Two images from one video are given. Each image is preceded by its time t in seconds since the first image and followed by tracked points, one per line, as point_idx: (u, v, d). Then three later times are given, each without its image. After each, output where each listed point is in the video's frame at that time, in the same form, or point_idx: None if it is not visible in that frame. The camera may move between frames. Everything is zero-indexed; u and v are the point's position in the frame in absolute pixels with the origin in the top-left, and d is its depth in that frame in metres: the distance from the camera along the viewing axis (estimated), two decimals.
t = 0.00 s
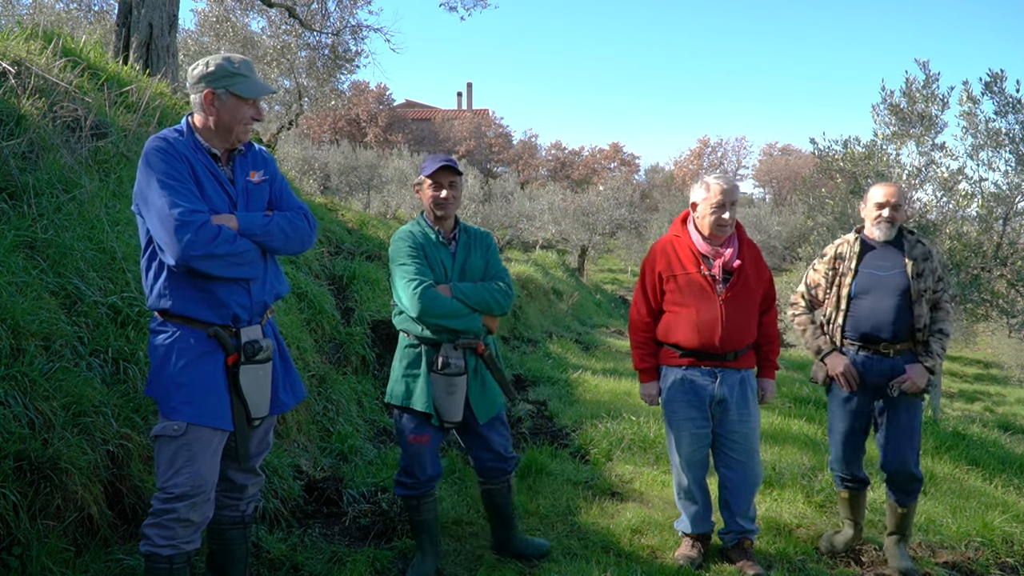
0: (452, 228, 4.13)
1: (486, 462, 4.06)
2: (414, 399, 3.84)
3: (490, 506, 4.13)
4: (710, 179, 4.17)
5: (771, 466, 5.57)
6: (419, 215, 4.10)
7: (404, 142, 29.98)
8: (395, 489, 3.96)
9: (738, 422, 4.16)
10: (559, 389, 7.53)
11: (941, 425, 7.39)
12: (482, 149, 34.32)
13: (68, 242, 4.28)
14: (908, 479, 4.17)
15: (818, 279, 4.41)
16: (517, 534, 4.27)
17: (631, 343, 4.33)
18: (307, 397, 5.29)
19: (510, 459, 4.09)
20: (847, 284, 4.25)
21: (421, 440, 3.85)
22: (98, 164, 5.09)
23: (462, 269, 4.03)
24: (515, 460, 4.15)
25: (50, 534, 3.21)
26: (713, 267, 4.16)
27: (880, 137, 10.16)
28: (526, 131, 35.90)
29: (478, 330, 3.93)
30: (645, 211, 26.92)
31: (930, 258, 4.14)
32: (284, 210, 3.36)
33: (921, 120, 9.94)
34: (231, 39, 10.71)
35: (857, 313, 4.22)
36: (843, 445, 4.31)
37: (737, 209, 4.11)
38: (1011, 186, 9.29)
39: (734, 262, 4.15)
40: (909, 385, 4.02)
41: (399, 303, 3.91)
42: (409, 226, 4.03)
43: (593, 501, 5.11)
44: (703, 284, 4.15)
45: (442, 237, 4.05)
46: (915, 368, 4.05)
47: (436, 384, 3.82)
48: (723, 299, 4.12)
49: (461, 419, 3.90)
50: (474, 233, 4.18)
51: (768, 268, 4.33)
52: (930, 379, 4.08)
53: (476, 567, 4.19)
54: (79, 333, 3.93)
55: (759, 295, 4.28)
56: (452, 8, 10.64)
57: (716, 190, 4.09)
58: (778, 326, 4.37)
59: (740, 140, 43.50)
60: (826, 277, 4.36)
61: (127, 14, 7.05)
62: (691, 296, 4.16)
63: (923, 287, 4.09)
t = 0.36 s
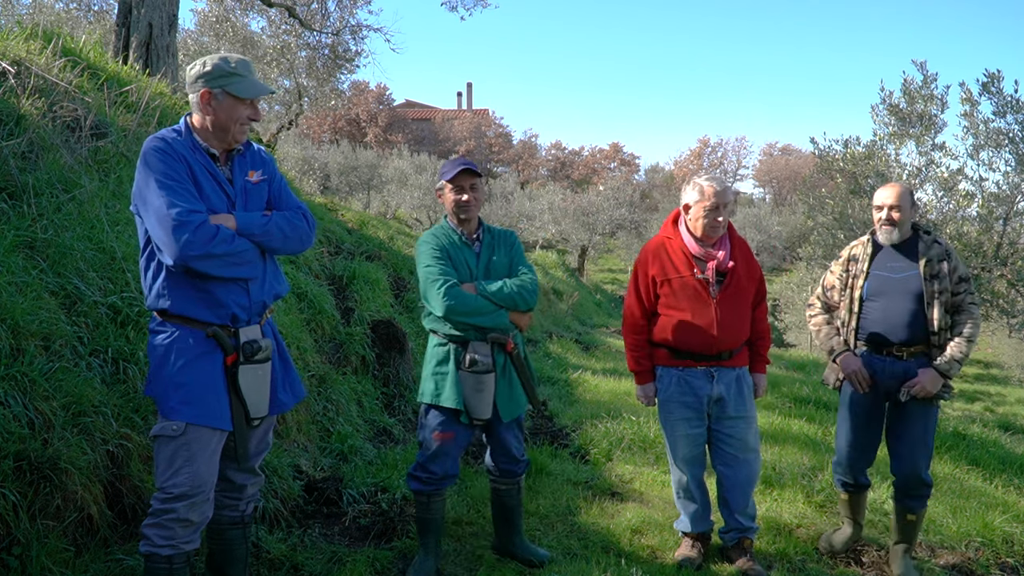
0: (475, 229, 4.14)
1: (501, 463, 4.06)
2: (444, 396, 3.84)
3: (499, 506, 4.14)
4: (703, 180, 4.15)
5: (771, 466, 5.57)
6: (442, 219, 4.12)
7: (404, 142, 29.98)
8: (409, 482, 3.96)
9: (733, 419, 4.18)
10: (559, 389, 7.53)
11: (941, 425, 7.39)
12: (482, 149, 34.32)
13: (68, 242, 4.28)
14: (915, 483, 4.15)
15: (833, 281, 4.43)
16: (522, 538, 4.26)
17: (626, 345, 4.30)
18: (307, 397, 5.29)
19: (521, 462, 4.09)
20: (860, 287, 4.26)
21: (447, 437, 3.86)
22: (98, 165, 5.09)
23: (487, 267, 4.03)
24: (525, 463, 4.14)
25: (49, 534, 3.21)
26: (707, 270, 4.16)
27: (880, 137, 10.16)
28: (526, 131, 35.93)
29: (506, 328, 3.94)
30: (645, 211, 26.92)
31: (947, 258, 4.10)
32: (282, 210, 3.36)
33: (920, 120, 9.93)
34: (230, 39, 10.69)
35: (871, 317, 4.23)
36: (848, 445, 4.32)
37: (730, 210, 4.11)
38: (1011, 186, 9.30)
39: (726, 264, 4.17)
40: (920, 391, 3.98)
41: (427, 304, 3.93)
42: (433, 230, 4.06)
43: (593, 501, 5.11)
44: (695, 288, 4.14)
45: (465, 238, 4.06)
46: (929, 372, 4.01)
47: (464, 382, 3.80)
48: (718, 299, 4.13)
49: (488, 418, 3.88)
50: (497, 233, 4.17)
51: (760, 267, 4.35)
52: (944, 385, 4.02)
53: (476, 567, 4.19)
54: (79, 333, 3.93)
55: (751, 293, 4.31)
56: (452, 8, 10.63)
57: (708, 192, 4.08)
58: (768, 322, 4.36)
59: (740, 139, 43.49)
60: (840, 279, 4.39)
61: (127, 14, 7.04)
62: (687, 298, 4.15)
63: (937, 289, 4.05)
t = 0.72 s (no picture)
0: (497, 229, 4.13)
1: (511, 461, 4.04)
2: (460, 393, 3.83)
3: (500, 505, 4.15)
4: (707, 181, 4.14)
5: (771, 466, 5.57)
6: (467, 217, 4.13)
7: (404, 142, 29.99)
8: (418, 477, 3.98)
9: (733, 417, 4.21)
10: (559, 389, 7.53)
11: (940, 425, 7.39)
12: (482, 150, 34.33)
13: (68, 242, 4.28)
14: (916, 482, 4.16)
15: (844, 278, 4.43)
16: (523, 538, 4.26)
17: (626, 345, 4.24)
18: (307, 397, 5.29)
19: (530, 462, 4.08)
20: (870, 286, 4.27)
21: (460, 435, 3.86)
22: (98, 165, 5.09)
23: (508, 268, 4.02)
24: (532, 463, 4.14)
25: (49, 534, 3.21)
26: (708, 270, 4.15)
27: (880, 137, 10.17)
28: (526, 131, 35.94)
29: (524, 330, 3.93)
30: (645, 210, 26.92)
31: (960, 264, 4.07)
32: (282, 210, 3.36)
33: (920, 120, 9.94)
34: (230, 39, 10.68)
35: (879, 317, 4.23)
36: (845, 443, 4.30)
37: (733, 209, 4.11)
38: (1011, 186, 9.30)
39: (726, 265, 4.19)
40: (924, 394, 3.98)
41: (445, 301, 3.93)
42: (456, 229, 4.06)
43: (593, 501, 5.11)
44: (698, 287, 4.13)
45: (488, 238, 4.05)
46: (934, 375, 4.00)
47: (481, 380, 3.81)
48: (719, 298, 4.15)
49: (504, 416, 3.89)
50: (520, 233, 4.16)
51: (756, 267, 4.39)
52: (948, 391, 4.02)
53: (476, 567, 4.20)
54: (79, 333, 3.93)
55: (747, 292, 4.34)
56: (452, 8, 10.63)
57: (710, 193, 4.08)
58: (761, 317, 4.45)
59: (740, 140, 43.51)
60: (851, 277, 4.40)
61: (127, 14, 7.05)
62: (689, 297, 4.13)
63: (947, 296, 4.04)
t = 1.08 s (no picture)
0: (486, 229, 4.14)
1: (504, 463, 4.06)
2: (446, 396, 3.84)
3: (498, 507, 4.14)
4: (712, 180, 4.14)
5: (771, 466, 5.57)
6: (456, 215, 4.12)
7: (404, 142, 30.00)
8: (410, 482, 3.96)
9: (735, 417, 4.23)
10: (559, 389, 7.53)
11: (940, 426, 7.39)
12: (482, 150, 34.34)
13: (68, 242, 4.28)
14: (915, 480, 4.17)
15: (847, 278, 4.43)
16: (522, 538, 4.26)
17: (629, 342, 4.24)
18: (307, 397, 5.29)
19: (523, 462, 4.10)
20: (872, 286, 4.26)
21: (448, 439, 3.87)
22: (98, 165, 5.09)
23: (496, 269, 4.04)
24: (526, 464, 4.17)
25: (49, 534, 3.21)
26: (714, 268, 4.15)
27: (880, 137, 10.17)
28: (526, 131, 35.94)
29: (511, 331, 3.95)
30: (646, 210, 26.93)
31: (963, 267, 4.09)
32: (283, 210, 3.36)
33: (920, 120, 9.94)
34: (230, 39, 10.66)
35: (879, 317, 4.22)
36: (849, 446, 4.25)
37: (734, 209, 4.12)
38: (1011, 186, 9.30)
39: (731, 264, 4.18)
40: (924, 394, 3.99)
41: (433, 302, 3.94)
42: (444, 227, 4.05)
43: (593, 501, 5.11)
44: (703, 286, 4.13)
45: (476, 237, 4.06)
46: (934, 377, 4.02)
47: (467, 383, 3.82)
48: (723, 297, 4.15)
49: (490, 420, 3.90)
50: (507, 235, 4.18)
51: (758, 268, 4.40)
52: (947, 392, 4.05)
53: (476, 567, 4.20)
54: (79, 333, 3.93)
55: (750, 292, 4.34)
56: (452, 8, 10.63)
57: (716, 192, 4.08)
58: (763, 318, 4.45)
59: (740, 140, 43.52)
60: (854, 277, 4.39)
61: (127, 14, 7.05)
62: (695, 294, 4.14)
63: (950, 298, 4.04)
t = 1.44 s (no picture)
0: (472, 230, 4.15)
1: (497, 463, 4.06)
2: (434, 400, 3.84)
3: (496, 508, 4.14)
4: (719, 180, 4.14)
5: (771, 466, 5.57)
6: (440, 214, 4.11)
7: (404, 142, 30.01)
8: (404, 486, 3.97)
9: (736, 412, 4.25)
10: (559, 389, 7.53)
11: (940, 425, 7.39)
12: (482, 150, 34.34)
13: (68, 242, 4.28)
14: (915, 480, 4.17)
15: (845, 279, 4.43)
16: (522, 538, 4.26)
17: (635, 339, 4.25)
18: (307, 397, 5.29)
19: (517, 462, 4.11)
20: (872, 288, 4.25)
21: (438, 443, 3.86)
22: (98, 165, 5.09)
23: (482, 269, 4.06)
24: (521, 463, 4.17)
25: (50, 534, 3.21)
26: (720, 266, 4.16)
27: (880, 137, 10.17)
28: (526, 131, 35.97)
29: (497, 330, 3.95)
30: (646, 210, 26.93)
31: (962, 267, 4.11)
32: (284, 210, 3.36)
33: (920, 120, 9.94)
34: (230, 39, 10.66)
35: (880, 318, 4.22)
36: (853, 447, 4.22)
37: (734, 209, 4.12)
38: (1011, 186, 9.29)
39: (737, 262, 4.19)
40: (931, 394, 3.97)
41: (420, 302, 3.94)
42: (428, 226, 4.05)
43: (593, 501, 5.11)
44: (709, 283, 4.15)
45: (462, 237, 4.07)
46: (940, 376, 4.01)
47: (454, 386, 3.82)
48: (728, 295, 4.16)
49: (477, 422, 3.90)
50: (493, 235, 4.19)
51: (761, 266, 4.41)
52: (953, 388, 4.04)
53: (476, 567, 4.20)
54: (79, 333, 3.93)
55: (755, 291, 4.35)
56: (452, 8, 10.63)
57: (723, 191, 4.09)
58: (765, 319, 4.46)
59: (740, 140, 43.51)
60: (852, 278, 4.38)
61: (127, 15, 7.05)
62: (700, 292, 4.15)
63: (952, 297, 4.06)
